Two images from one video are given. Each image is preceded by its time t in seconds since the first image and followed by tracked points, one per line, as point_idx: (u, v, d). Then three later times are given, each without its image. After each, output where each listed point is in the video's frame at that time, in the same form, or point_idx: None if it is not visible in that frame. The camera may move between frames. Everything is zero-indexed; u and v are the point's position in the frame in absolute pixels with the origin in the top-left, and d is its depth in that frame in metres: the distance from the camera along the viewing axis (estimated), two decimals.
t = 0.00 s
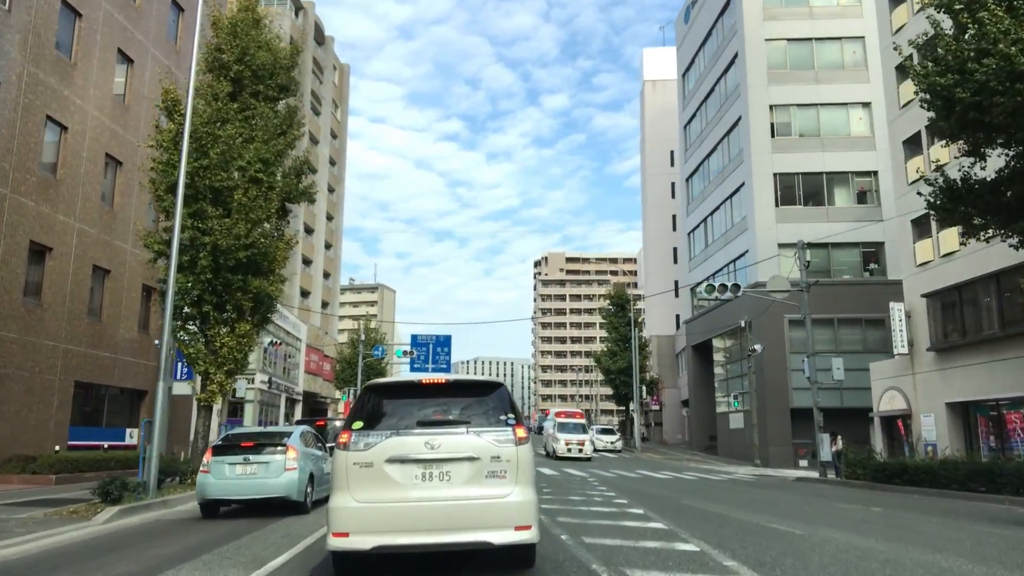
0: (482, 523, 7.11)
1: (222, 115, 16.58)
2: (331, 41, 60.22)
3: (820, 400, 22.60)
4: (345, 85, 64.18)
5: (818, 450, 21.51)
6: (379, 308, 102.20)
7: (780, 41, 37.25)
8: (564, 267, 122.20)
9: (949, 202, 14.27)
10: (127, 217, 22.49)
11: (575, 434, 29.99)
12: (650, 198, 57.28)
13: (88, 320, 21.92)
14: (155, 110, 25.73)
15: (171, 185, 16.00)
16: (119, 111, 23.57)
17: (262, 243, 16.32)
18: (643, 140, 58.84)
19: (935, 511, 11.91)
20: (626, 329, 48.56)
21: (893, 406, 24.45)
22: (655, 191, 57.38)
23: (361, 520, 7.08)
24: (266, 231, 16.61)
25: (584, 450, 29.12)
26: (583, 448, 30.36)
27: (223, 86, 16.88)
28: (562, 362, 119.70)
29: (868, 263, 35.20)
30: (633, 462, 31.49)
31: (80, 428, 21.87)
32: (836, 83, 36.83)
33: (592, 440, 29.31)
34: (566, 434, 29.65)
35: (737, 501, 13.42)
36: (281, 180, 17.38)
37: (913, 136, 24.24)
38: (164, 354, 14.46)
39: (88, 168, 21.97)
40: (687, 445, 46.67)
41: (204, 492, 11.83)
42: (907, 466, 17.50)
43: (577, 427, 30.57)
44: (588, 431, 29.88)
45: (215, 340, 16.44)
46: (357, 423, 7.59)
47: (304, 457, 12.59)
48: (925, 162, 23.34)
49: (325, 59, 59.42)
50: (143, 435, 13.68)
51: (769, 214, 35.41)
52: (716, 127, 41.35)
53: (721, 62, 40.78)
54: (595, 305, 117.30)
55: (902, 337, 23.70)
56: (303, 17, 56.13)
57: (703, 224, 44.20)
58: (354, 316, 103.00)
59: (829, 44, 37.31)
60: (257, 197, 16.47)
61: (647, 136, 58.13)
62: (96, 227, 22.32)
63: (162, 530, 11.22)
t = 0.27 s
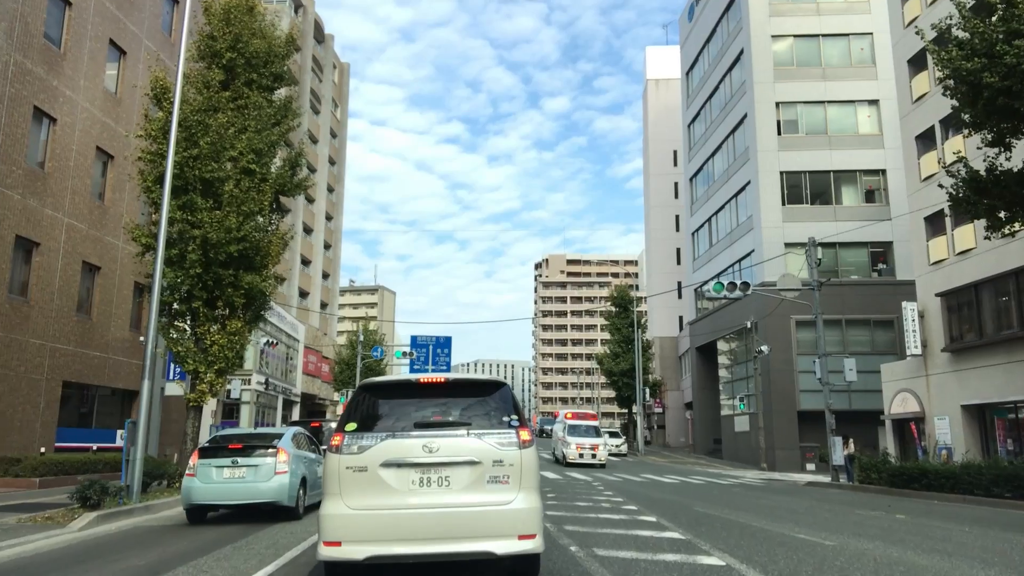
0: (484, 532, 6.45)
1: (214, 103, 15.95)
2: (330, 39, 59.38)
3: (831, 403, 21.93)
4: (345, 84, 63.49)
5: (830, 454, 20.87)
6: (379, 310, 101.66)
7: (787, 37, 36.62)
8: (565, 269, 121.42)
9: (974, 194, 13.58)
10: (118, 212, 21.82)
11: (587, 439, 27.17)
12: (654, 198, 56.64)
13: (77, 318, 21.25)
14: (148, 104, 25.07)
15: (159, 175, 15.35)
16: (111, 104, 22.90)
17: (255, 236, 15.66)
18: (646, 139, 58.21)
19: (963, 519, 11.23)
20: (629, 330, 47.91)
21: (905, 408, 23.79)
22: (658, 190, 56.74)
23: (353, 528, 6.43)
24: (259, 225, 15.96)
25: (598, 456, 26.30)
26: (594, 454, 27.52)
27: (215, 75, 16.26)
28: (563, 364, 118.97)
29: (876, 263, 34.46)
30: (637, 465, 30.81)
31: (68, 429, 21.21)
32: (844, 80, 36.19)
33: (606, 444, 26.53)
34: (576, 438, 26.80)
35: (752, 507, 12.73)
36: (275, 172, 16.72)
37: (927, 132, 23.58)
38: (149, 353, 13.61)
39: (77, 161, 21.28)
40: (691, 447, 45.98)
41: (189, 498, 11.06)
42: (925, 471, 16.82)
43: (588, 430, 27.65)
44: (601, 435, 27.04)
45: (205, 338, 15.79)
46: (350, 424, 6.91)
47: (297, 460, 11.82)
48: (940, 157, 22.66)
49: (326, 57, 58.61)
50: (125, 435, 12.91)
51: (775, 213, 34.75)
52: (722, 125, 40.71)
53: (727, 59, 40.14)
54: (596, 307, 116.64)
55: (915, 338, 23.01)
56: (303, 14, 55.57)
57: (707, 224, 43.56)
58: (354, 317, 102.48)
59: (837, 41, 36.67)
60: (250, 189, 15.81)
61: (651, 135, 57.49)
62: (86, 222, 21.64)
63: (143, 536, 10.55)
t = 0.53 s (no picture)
0: (486, 539, 5.87)
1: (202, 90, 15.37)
2: (326, 36, 58.54)
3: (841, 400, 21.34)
4: (343, 81, 62.81)
5: (841, 453, 20.29)
6: (378, 309, 101.10)
7: (791, 30, 36.03)
8: (565, 267, 120.71)
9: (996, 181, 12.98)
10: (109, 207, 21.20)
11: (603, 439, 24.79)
12: (655, 194, 56.05)
13: (65, 315, 20.60)
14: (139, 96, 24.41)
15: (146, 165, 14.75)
16: (100, 96, 22.24)
17: (245, 228, 15.08)
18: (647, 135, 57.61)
19: (990, 521, 10.64)
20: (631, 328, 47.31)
21: (916, 406, 23.22)
22: (660, 187, 56.15)
23: (344, 536, 5.83)
24: (250, 217, 15.37)
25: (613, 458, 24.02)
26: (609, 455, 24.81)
27: (204, 61, 15.66)
28: (563, 363, 118.33)
29: (883, 258, 33.82)
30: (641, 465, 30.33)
31: (57, 430, 20.59)
32: (848, 73, 35.60)
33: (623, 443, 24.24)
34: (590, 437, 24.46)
35: (766, 509, 12.14)
36: (267, 162, 16.12)
37: (938, 122, 22.99)
38: (134, 350, 12.96)
39: (64, 154, 20.61)
40: (693, 447, 45.38)
41: (173, 501, 10.44)
42: (942, 470, 16.22)
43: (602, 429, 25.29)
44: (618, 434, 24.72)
45: (194, 334, 15.19)
46: (342, 422, 6.29)
47: (287, 460, 11.22)
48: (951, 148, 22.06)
49: (323, 54, 57.80)
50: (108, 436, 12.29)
51: (780, 208, 34.15)
52: (725, 120, 40.11)
53: (730, 52, 39.54)
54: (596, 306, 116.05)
55: (926, 334, 22.43)
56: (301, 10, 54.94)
57: (710, 220, 42.97)
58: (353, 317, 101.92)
59: (841, 33, 36.08)
60: (240, 179, 15.22)
61: (652, 131, 56.90)
62: (75, 217, 21.00)
63: (124, 542, 9.96)
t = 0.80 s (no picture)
0: (487, 547, 5.33)
1: (193, 77, 14.85)
2: (326, 33, 57.98)
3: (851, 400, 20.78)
4: (343, 79, 62.24)
5: (851, 454, 19.75)
6: (378, 309, 100.57)
7: (796, 25, 35.49)
8: (565, 268, 120.05)
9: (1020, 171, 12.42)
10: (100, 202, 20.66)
11: (619, 440, 21.72)
12: (657, 193, 55.52)
13: (54, 312, 20.01)
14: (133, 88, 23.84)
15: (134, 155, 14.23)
16: (91, 87, 21.66)
17: (237, 220, 14.55)
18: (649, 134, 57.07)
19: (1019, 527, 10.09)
20: (633, 327, 46.75)
21: (927, 406, 22.67)
22: (662, 186, 55.61)
23: (334, 544, 5.29)
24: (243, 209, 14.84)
25: (631, 462, 21.05)
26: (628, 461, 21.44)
27: (195, 48, 15.13)
28: (563, 364, 117.67)
29: (890, 257, 33.22)
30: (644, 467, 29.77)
31: (45, 430, 20.02)
32: (855, 69, 35.06)
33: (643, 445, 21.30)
34: (605, 439, 21.42)
35: (780, 513, 11.58)
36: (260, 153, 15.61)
37: (950, 116, 22.46)
38: (119, 346, 12.40)
39: (54, 147, 20.05)
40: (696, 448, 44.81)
41: (157, 504, 9.90)
42: (959, 472, 15.66)
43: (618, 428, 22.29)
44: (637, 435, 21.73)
45: (184, 331, 14.63)
46: (333, 421, 5.75)
47: (278, 462, 10.68)
48: (964, 142, 21.52)
49: (323, 51, 57.21)
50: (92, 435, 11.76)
51: (786, 205, 33.59)
52: (729, 117, 39.57)
53: (734, 48, 38.99)
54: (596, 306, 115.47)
55: (938, 332, 21.88)
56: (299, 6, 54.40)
57: (713, 218, 42.42)
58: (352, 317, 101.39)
59: (848, 28, 35.53)
60: (232, 170, 14.71)
61: (654, 130, 56.36)
62: (66, 211, 20.45)
63: (104, 546, 9.41)
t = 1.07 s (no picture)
0: (489, 556, 4.86)
1: (184, 66, 14.39)
2: (324, 30, 57.49)
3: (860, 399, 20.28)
4: (341, 77, 61.72)
5: (861, 454, 19.29)
6: (377, 309, 100.17)
7: (800, 19, 35.03)
8: (565, 267, 119.50)
9: None
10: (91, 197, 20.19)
11: (639, 440, 19.18)
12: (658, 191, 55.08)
13: (43, 310, 19.50)
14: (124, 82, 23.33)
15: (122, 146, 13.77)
16: (81, 80, 21.19)
17: (229, 213, 14.09)
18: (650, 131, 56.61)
19: None
20: (634, 326, 46.29)
21: (936, 405, 22.21)
22: (663, 184, 55.17)
23: (322, 553, 4.82)
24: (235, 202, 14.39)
25: (654, 466, 18.57)
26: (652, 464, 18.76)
27: (186, 36, 14.68)
28: (563, 364, 117.13)
29: (895, 253, 32.75)
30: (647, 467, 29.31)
31: (34, 430, 19.53)
32: (859, 63, 34.59)
33: (666, 448, 18.78)
34: (622, 439, 18.91)
35: (793, 515, 11.12)
36: (253, 145, 15.15)
37: (959, 108, 22.01)
38: (105, 342, 11.94)
39: (44, 140, 19.58)
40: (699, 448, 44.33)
41: (142, 507, 9.44)
42: (975, 472, 15.20)
43: (637, 428, 19.74)
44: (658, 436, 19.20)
45: (175, 327, 14.17)
46: (323, 420, 5.27)
47: (269, 463, 10.23)
48: (974, 135, 21.06)
49: (321, 48, 56.70)
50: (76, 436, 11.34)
51: (790, 201, 33.13)
52: (731, 113, 39.13)
53: (736, 44, 38.54)
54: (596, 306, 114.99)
55: (947, 329, 21.41)
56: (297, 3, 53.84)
57: (716, 216, 41.92)
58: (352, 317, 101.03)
59: (852, 23, 35.07)
60: (224, 161, 14.26)
61: (655, 127, 55.90)
62: (56, 206, 19.98)
63: (86, 552, 8.94)
